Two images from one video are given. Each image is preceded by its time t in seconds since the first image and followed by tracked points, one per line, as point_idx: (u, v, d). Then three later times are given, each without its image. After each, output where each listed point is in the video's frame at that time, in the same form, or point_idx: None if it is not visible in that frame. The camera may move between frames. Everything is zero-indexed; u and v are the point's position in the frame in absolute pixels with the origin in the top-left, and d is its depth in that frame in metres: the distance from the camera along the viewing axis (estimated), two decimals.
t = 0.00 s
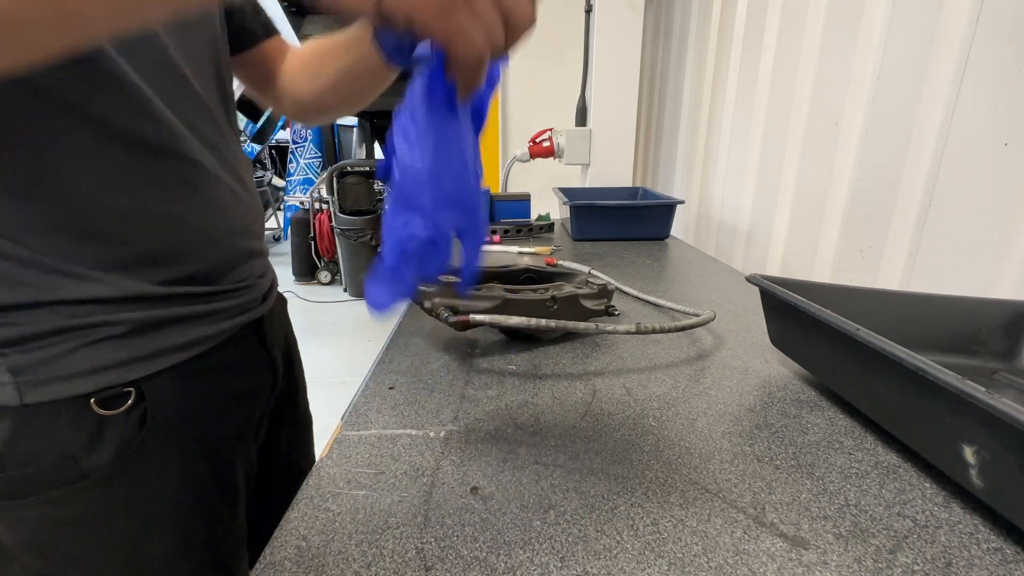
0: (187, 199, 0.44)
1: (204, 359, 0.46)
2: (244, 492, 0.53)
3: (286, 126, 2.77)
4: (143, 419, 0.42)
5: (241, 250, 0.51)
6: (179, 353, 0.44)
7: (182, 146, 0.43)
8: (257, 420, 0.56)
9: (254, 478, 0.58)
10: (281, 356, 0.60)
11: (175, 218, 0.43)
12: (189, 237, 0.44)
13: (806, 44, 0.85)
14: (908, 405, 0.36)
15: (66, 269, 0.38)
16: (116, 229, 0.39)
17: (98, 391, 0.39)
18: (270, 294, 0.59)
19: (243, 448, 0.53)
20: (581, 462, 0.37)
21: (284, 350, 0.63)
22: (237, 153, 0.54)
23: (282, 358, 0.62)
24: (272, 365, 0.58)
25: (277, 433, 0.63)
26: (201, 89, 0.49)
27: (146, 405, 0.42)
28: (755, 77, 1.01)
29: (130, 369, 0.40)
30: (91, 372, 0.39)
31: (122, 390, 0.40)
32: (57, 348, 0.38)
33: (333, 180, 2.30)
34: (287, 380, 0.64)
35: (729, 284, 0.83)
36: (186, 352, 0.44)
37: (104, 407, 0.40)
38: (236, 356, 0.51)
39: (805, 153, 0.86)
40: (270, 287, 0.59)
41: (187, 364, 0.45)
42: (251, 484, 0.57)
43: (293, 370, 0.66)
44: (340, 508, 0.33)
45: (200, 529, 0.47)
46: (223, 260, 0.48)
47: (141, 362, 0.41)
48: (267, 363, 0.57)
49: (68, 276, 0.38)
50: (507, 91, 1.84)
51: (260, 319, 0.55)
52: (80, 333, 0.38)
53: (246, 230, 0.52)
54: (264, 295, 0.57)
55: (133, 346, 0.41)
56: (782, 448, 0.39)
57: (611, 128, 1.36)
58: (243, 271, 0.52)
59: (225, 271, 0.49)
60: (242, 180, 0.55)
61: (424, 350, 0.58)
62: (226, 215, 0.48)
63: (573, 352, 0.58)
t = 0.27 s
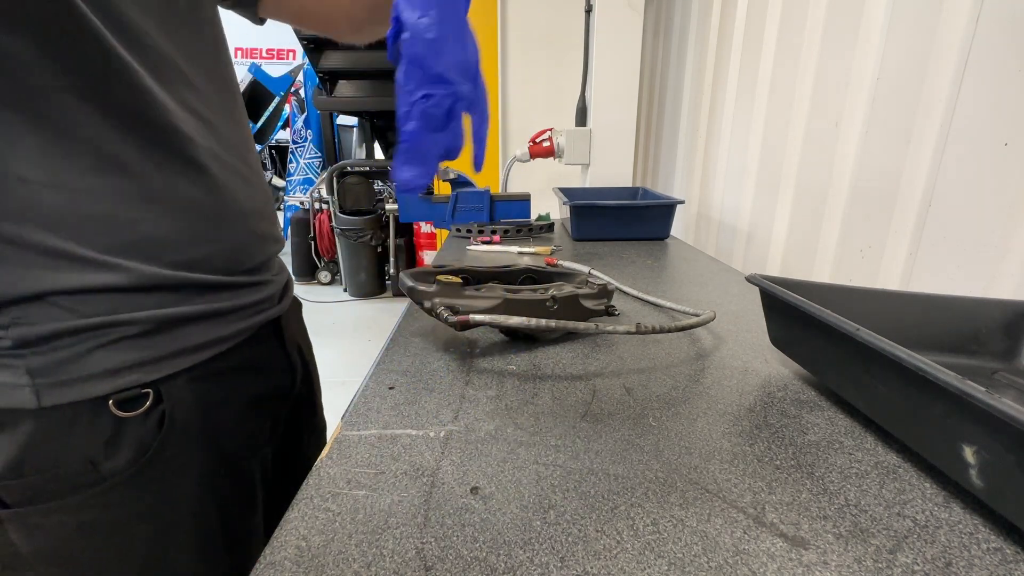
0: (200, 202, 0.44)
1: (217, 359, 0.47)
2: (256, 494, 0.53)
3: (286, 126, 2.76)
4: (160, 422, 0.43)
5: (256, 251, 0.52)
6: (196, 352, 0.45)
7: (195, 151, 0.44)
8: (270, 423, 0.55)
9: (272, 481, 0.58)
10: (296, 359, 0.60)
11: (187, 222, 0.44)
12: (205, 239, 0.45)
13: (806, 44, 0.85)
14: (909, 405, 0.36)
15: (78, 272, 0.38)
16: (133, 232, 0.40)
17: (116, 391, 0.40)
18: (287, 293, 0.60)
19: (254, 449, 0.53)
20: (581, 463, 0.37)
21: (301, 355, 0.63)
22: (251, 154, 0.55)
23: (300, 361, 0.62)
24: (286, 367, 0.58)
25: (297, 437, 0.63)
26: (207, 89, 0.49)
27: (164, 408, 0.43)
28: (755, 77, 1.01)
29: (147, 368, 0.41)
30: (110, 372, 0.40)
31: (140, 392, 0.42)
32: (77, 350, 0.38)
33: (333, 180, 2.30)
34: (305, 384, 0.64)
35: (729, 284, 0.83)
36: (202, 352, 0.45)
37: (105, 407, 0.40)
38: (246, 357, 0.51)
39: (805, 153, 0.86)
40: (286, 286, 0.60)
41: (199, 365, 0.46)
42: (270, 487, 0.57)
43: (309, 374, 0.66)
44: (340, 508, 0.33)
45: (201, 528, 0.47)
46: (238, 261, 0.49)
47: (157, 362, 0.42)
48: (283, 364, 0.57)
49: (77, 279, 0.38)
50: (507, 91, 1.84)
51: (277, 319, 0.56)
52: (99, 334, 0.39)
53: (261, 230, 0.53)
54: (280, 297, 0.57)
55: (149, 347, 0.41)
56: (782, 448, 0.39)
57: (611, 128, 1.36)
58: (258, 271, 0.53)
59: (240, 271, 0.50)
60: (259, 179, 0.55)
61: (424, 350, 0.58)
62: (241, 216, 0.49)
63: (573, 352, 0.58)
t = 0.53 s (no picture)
0: (210, 203, 0.45)
1: (227, 358, 0.48)
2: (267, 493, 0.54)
3: (286, 125, 2.76)
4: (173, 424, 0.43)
5: (265, 250, 0.52)
6: (207, 352, 0.45)
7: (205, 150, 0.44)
8: (278, 423, 0.55)
9: (282, 483, 0.58)
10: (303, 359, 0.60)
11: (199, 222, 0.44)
12: (215, 238, 0.45)
13: (806, 43, 0.85)
14: (909, 405, 0.36)
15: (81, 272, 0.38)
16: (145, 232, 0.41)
17: (129, 392, 0.40)
18: (297, 293, 0.60)
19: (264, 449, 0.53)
20: (581, 462, 0.37)
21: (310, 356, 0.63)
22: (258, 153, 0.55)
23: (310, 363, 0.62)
24: (296, 370, 0.58)
25: (308, 438, 0.64)
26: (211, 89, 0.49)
27: (176, 408, 0.43)
28: (755, 77, 1.01)
29: (160, 367, 0.42)
30: (124, 373, 0.40)
31: (153, 392, 0.42)
32: (91, 350, 0.39)
33: (332, 180, 2.30)
34: (314, 386, 0.64)
35: (728, 284, 0.83)
36: (213, 351, 0.45)
37: (107, 407, 0.40)
38: (254, 356, 0.51)
39: (805, 153, 0.86)
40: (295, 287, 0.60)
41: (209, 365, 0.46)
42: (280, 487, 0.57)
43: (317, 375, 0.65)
44: (340, 509, 0.33)
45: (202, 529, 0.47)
46: (247, 260, 0.49)
47: (170, 362, 0.42)
48: (291, 364, 0.57)
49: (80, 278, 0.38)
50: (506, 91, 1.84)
51: (287, 319, 0.57)
52: (113, 335, 0.39)
53: (269, 229, 0.53)
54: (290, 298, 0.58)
55: (162, 347, 0.42)
56: (782, 448, 0.39)
57: (611, 128, 1.36)
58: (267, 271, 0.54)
59: (252, 270, 0.50)
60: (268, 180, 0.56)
61: (425, 350, 0.58)
62: (250, 216, 0.49)
63: (574, 352, 0.58)
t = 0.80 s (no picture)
0: (215, 199, 0.45)
1: (232, 356, 0.47)
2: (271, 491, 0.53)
3: (285, 126, 2.77)
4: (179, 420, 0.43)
5: (268, 247, 0.52)
6: (213, 349, 0.45)
7: (207, 147, 0.44)
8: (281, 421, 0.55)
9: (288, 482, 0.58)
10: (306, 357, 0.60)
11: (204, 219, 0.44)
12: (219, 235, 0.45)
13: (806, 43, 0.85)
14: (910, 405, 0.36)
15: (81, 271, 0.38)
16: (152, 229, 0.41)
17: (136, 388, 0.40)
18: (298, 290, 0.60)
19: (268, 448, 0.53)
20: (581, 463, 0.37)
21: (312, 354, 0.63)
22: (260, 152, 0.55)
23: (311, 361, 0.62)
24: (298, 367, 0.58)
25: (309, 436, 0.63)
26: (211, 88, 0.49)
27: (182, 404, 0.43)
28: (755, 77, 1.01)
29: (167, 364, 0.42)
30: (129, 370, 0.40)
31: (159, 388, 0.42)
32: (96, 347, 0.39)
33: (332, 180, 2.29)
34: (315, 384, 0.64)
35: (728, 284, 0.83)
36: (218, 348, 0.45)
37: (105, 407, 0.40)
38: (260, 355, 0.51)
39: (805, 153, 0.86)
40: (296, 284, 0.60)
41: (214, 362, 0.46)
42: (282, 486, 0.57)
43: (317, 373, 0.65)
44: (340, 509, 0.33)
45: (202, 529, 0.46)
46: (251, 257, 0.49)
47: (176, 358, 0.42)
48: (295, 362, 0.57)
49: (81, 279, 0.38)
50: (506, 91, 1.84)
51: (289, 316, 0.56)
52: (117, 332, 0.39)
53: (270, 227, 0.53)
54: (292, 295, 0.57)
55: (167, 344, 0.42)
56: (782, 448, 0.39)
57: (611, 128, 1.36)
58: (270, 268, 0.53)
59: (256, 267, 0.50)
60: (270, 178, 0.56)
61: (425, 350, 0.58)
62: (254, 212, 0.49)
63: (574, 352, 0.58)
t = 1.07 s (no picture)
0: (209, 198, 0.44)
1: (226, 355, 0.47)
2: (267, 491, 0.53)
3: (285, 126, 2.77)
4: (172, 417, 0.43)
5: (264, 245, 0.52)
6: (206, 348, 0.45)
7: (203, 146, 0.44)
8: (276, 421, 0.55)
9: (277, 483, 0.58)
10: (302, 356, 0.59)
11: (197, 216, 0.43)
12: (214, 234, 0.45)
13: (806, 44, 0.85)
14: (910, 406, 0.36)
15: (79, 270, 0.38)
16: (147, 227, 0.40)
17: (127, 386, 0.40)
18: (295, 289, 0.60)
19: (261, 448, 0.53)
20: (581, 462, 0.37)
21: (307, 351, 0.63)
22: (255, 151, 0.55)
23: (307, 360, 0.62)
24: (294, 366, 0.57)
25: (306, 435, 0.63)
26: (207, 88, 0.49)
27: (175, 402, 0.43)
28: (755, 77, 1.01)
29: (161, 362, 0.42)
30: (120, 369, 0.40)
31: (151, 387, 0.42)
32: (88, 345, 0.39)
33: (332, 180, 2.29)
34: (312, 383, 0.64)
35: (728, 284, 0.83)
36: (212, 347, 0.45)
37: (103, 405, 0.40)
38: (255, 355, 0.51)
39: (805, 152, 0.86)
40: (292, 282, 0.60)
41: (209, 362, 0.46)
42: (276, 486, 0.57)
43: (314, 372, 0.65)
44: (340, 508, 0.33)
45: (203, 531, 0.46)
46: (247, 256, 0.49)
47: (169, 358, 0.42)
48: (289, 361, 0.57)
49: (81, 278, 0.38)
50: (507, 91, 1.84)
51: (285, 315, 0.56)
52: (111, 330, 0.39)
53: (268, 226, 0.52)
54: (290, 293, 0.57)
55: (160, 343, 0.42)
56: (782, 448, 0.39)
57: (610, 128, 1.36)
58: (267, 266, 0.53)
59: (251, 266, 0.50)
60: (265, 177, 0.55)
61: (425, 350, 0.58)
62: (249, 211, 0.49)
63: (573, 352, 0.58)
